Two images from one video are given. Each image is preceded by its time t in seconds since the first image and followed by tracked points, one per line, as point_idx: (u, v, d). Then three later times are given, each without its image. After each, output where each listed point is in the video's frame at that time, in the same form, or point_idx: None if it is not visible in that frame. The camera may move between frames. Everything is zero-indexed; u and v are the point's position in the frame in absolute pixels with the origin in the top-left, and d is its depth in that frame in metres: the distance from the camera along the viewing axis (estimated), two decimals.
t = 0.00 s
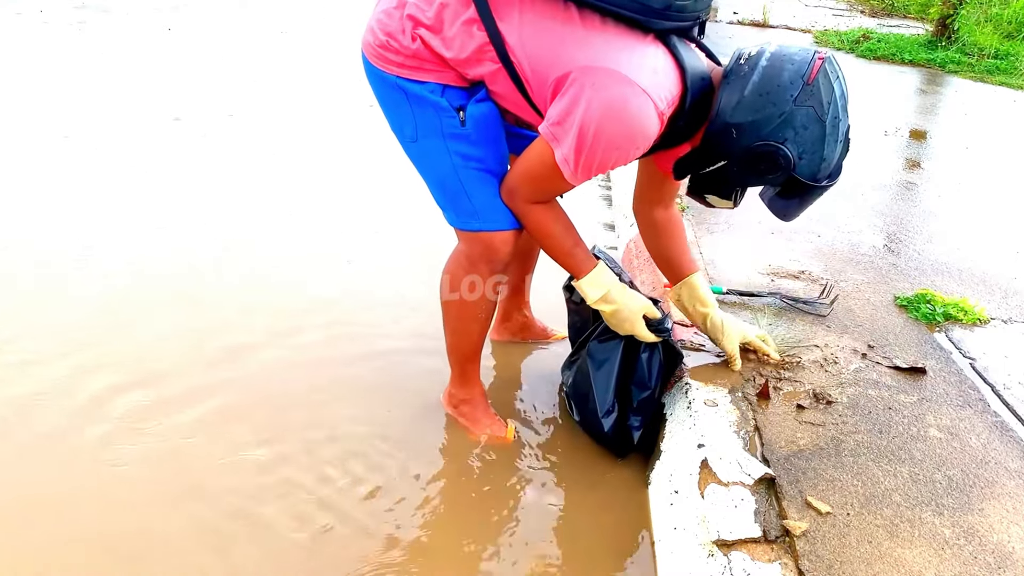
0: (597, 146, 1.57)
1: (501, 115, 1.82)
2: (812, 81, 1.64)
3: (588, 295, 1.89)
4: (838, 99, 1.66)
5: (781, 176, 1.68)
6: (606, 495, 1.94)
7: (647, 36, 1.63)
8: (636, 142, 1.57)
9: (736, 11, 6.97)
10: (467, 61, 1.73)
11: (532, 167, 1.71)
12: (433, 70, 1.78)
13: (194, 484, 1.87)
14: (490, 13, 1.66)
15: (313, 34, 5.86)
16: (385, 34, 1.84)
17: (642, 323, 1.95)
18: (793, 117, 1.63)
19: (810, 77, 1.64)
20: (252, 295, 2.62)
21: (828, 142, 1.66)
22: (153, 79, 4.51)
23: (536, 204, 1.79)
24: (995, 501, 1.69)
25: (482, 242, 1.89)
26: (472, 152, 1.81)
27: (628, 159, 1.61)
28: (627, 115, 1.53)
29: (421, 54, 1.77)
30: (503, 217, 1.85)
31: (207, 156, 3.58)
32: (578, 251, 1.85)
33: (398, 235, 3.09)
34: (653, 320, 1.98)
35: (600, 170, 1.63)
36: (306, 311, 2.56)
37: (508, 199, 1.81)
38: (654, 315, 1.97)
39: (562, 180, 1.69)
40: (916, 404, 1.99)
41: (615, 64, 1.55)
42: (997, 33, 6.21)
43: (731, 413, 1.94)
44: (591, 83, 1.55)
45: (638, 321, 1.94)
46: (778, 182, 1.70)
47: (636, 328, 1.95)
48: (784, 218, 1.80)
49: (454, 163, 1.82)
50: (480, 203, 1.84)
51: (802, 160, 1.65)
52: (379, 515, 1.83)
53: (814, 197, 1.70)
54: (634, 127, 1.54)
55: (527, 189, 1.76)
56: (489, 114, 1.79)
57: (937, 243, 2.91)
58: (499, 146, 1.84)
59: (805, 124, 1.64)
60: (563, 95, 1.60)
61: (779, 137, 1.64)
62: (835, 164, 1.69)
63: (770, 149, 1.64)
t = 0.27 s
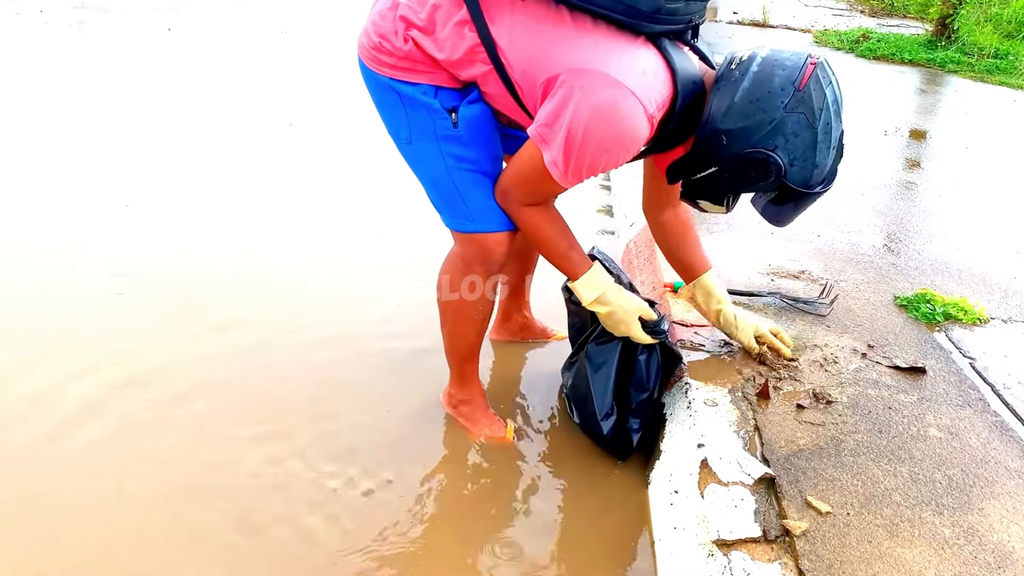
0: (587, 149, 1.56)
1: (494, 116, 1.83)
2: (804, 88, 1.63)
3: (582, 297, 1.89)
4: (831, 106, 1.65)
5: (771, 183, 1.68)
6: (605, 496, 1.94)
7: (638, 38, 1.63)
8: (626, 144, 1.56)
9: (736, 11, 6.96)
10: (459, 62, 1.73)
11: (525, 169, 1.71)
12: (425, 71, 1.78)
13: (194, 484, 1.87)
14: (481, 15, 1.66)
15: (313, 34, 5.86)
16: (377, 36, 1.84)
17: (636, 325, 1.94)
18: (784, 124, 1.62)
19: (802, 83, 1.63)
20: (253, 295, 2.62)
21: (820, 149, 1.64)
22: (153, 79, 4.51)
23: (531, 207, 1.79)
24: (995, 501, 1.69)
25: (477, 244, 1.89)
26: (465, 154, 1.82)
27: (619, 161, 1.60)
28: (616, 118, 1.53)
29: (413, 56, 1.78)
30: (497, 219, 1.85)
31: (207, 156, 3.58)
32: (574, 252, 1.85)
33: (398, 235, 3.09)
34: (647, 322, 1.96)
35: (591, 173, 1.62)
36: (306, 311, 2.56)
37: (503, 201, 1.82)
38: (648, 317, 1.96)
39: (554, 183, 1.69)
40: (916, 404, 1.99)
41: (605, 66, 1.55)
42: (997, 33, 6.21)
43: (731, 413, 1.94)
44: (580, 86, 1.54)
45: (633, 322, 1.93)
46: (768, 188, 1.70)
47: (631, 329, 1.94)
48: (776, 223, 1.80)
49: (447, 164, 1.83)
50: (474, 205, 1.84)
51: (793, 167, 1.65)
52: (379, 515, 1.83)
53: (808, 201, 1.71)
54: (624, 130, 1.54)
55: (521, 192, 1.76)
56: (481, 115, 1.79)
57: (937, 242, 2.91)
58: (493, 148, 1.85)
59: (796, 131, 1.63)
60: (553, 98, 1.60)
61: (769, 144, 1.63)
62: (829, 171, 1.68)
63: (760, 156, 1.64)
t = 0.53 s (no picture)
0: (583, 148, 1.56)
1: (492, 116, 1.83)
2: (801, 86, 1.63)
3: (584, 296, 1.89)
4: (829, 103, 1.64)
5: (769, 182, 1.68)
6: (606, 495, 1.94)
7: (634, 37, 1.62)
8: (623, 144, 1.56)
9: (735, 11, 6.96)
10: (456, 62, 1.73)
11: (523, 169, 1.71)
12: (423, 72, 1.78)
13: (194, 483, 1.87)
14: (477, 15, 1.66)
15: (313, 34, 5.86)
16: (375, 37, 1.84)
17: (638, 324, 1.94)
18: (781, 123, 1.62)
19: (799, 81, 1.63)
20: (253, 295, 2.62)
21: (818, 147, 1.64)
22: (153, 79, 4.51)
23: (531, 207, 1.79)
24: (995, 501, 1.69)
25: (477, 245, 1.89)
26: (464, 154, 1.82)
27: (616, 161, 1.60)
28: (613, 117, 1.53)
29: (411, 56, 1.78)
30: (497, 219, 1.85)
31: (207, 156, 3.58)
32: (574, 252, 1.85)
33: (398, 235, 3.09)
34: (649, 322, 1.97)
35: (588, 172, 1.62)
36: (306, 311, 2.56)
37: (502, 201, 1.82)
38: (650, 317, 1.97)
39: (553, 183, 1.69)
40: (916, 404, 1.99)
41: (601, 66, 1.55)
42: (997, 33, 6.21)
43: (731, 413, 1.93)
44: (576, 86, 1.55)
45: (634, 322, 1.93)
46: (767, 186, 1.69)
47: (632, 328, 1.94)
48: (774, 221, 1.80)
49: (447, 165, 1.83)
50: (473, 205, 1.84)
51: (790, 166, 1.65)
52: (379, 515, 1.83)
53: (807, 200, 1.71)
54: (620, 129, 1.54)
55: (520, 192, 1.77)
56: (480, 115, 1.79)
57: (937, 243, 2.91)
58: (492, 148, 1.85)
59: (793, 129, 1.63)
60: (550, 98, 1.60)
61: (766, 142, 1.63)
62: (827, 169, 1.68)
63: (757, 155, 1.64)
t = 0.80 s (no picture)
0: (580, 146, 1.56)
1: (490, 116, 1.83)
2: (797, 83, 1.63)
3: (583, 295, 1.89)
4: (825, 101, 1.64)
5: (766, 180, 1.68)
6: (606, 495, 1.94)
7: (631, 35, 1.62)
8: (620, 142, 1.56)
9: (736, 11, 6.96)
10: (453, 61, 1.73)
11: (521, 168, 1.71)
12: (421, 72, 1.78)
13: (194, 483, 1.87)
14: (474, 14, 1.65)
15: (313, 34, 5.86)
16: (373, 38, 1.84)
17: (636, 322, 1.94)
18: (777, 121, 1.62)
19: (795, 79, 1.63)
20: (253, 294, 2.62)
21: (814, 145, 1.64)
22: (153, 79, 4.51)
23: (529, 206, 1.79)
24: (995, 501, 1.69)
25: (476, 244, 1.89)
26: (462, 154, 1.82)
27: (613, 158, 1.60)
28: (609, 115, 1.53)
29: (409, 57, 1.78)
30: (495, 218, 1.85)
31: (207, 156, 3.58)
32: (572, 251, 1.85)
33: (398, 235, 3.10)
34: (648, 320, 1.97)
35: (585, 170, 1.63)
36: (307, 311, 2.56)
37: (501, 200, 1.82)
38: (648, 314, 1.96)
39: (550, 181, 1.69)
40: (916, 404, 1.99)
41: (598, 64, 1.54)
42: (997, 33, 6.21)
43: (731, 413, 1.93)
44: (572, 84, 1.54)
45: (633, 319, 1.93)
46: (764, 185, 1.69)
47: (631, 326, 1.94)
48: (772, 219, 1.80)
49: (445, 164, 1.83)
50: (472, 205, 1.84)
51: (787, 163, 1.65)
52: (379, 515, 1.83)
53: (805, 197, 1.71)
54: (617, 127, 1.54)
55: (519, 191, 1.76)
56: (478, 115, 1.79)
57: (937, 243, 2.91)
58: (490, 147, 1.85)
59: (789, 127, 1.63)
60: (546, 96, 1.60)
61: (763, 141, 1.63)
62: (824, 166, 1.68)
63: (754, 153, 1.64)
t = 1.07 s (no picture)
0: (576, 145, 1.56)
1: (487, 116, 1.83)
2: (792, 84, 1.63)
3: (580, 293, 1.89)
4: (820, 102, 1.64)
5: (761, 182, 1.68)
6: (606, 495, 1.94)
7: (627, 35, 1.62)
8: (616, 141, 1.56)
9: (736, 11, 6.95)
10: (450, 61, 1.73)
11: (518, 168, 1.71)
12: (417, 72, 1.78)
13: (194, 483, 1.87)
14: (471, 14, 1.65)
15: (313, 34, 5.86)
16: (370, 38, 1.84)
17: (633, 321, 1.93)
18: (772, 121, 1.62)
19: (790, 80, 1.63)
20: (253, 294, 2.62)
21: (809, 146, 1.64)
22: (153, 79, 4.51)
23: (526, 206, 1.79)
24: (996, 501, 1.69)
25: (473, 244, 1.89)
26: (459, 154, 1.82)
27: (609, 158, 1.60)
28: (605, 114, 1.53)
29: (405, 57, 1.78)
30: (492, 218, 1.85)
31: (207, 156, 3.58)
32: (569, 251, 1.85)
33: (398, 236, 3.10)
34: (645, 319, 1.96)
35: (581, 170, 1.63)
36: (307, 311, 2.57)
37: (498, 199, 1.82)
38: (645, 313, 1.95)
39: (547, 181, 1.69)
40: (916, 404, 1.99)
41: (594, 63, 1.55)
42: (997, 33, 6.21)
43: (731, 413, 1.93)
44: (569, 83, 1.54)
45: (630, 318, 1.93)
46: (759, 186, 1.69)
47: (627, 325, 1.94)
48: (767, 220, 1.80)
49: (442, 164, 1.83)
50: (469, 204, 1.84)
51: (782, 164, 1.65)
52: (379, 515, 1.83)
53: (799, 199, 1.71)
54: (613, 126, 1.54)
55: (517, 190, 1.76)
56: (475, 114, 1.79)
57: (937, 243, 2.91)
58: (487, 147, 1.85)
59: (784, 128, 1.63)
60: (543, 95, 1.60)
61: (757, 141, 1.63)
62: (819, 167, 1.68)
63: (748, 153, 1.64)
